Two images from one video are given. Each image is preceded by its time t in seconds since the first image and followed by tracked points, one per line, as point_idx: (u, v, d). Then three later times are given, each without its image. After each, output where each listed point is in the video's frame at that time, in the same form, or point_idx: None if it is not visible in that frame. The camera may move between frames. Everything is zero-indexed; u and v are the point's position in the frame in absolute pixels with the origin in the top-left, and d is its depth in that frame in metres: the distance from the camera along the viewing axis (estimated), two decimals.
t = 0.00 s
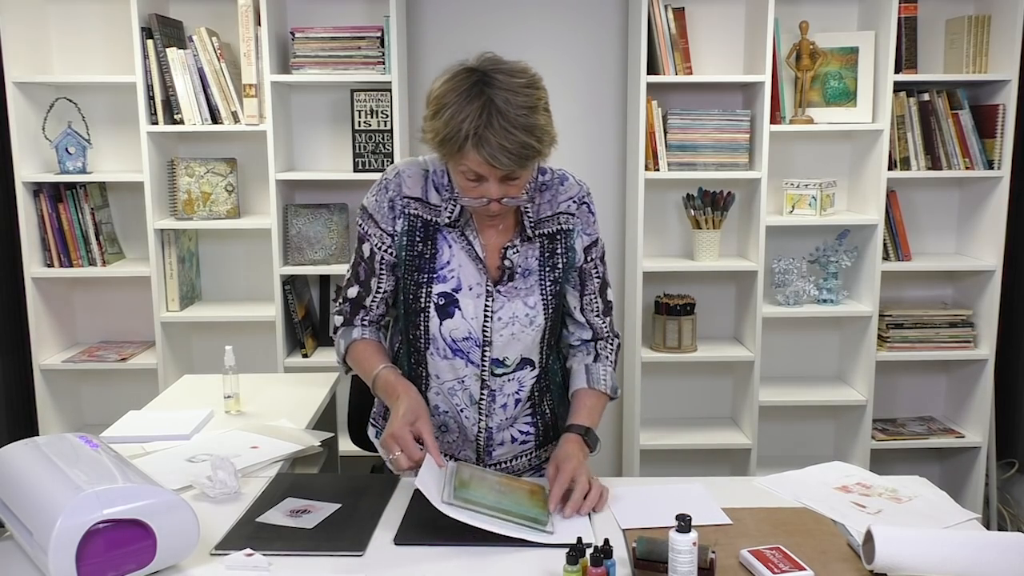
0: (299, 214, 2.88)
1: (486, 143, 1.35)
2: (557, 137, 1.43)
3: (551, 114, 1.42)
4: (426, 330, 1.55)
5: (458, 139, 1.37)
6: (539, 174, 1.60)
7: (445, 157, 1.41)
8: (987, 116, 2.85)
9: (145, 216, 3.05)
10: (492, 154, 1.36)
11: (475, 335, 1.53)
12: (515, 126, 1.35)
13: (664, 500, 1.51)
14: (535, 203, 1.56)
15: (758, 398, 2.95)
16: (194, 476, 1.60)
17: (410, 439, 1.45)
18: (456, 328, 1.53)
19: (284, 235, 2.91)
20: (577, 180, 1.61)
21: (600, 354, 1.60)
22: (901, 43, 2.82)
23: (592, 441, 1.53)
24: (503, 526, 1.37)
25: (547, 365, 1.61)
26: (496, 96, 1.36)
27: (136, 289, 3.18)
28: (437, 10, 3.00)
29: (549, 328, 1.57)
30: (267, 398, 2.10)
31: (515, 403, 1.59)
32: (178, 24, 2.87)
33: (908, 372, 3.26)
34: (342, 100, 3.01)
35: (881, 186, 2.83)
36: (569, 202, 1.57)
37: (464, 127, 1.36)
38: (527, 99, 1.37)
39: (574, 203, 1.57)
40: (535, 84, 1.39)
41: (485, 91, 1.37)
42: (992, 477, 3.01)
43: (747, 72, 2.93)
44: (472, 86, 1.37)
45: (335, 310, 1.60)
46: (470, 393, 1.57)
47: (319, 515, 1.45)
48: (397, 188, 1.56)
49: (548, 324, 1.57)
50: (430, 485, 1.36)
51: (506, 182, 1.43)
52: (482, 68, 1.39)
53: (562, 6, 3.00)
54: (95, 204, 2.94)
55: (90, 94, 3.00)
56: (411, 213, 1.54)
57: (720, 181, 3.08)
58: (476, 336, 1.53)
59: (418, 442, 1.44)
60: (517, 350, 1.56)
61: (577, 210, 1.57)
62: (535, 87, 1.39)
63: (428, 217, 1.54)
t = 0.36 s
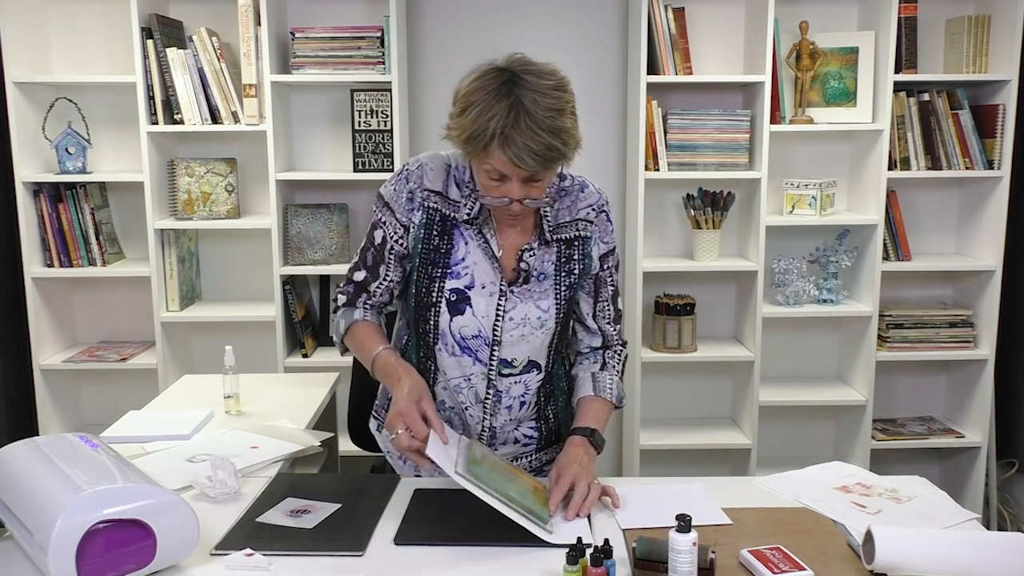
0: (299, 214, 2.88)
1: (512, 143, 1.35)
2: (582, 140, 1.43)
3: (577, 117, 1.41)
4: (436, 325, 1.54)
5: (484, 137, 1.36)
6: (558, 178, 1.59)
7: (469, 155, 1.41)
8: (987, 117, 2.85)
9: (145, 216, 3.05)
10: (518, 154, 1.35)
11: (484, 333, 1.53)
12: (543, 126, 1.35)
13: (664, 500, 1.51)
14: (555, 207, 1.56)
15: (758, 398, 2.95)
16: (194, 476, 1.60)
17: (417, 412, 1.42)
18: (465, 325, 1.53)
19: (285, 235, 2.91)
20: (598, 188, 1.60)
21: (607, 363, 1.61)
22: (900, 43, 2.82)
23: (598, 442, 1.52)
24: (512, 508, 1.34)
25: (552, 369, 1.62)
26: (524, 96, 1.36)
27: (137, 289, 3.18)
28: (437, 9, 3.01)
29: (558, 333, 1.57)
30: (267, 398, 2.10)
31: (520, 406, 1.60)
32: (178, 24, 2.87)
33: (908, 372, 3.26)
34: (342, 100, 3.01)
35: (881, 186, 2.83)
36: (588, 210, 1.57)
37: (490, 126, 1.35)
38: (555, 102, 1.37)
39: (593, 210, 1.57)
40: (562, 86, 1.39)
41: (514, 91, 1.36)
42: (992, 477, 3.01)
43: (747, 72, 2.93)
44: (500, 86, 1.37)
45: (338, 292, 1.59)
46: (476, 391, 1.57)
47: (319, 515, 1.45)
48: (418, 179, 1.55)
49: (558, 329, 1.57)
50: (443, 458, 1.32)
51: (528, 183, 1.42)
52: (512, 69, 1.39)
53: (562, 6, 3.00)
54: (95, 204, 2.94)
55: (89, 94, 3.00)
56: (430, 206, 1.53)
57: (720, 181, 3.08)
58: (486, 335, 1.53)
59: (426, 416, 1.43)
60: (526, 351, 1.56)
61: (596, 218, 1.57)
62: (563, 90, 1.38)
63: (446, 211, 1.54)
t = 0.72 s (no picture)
0: (299, 214, 2.88)
1: (540, 139, 1.35)
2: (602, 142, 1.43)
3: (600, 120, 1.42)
4: (443, 327, 1.53)
5: (511, 130, 1.35)
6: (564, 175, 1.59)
7: (492, 147, 1.40)
8: (987, 116, 2.85)
9: (145, 216, 3.05)
10: (544, 151, 1.35)
11: (492, 334, 1.53)
12: (571, 126, 1.35)
13: (664, 500, 1.51)
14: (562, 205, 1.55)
15: (757, 398, 2.95)
16: (194, 476, 1.60)
17: (400, 453, 1.43)
18: (473, 326, 1.52)
19: (285, 235, 2.91)
20: (603, 185, 1.60)
21: (593, 349, 1.63)
22: (900, 43, 2.82)
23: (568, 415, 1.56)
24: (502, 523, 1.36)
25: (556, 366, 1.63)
26: (556, 95, 1.36)
27: (137, 290, 3.18)
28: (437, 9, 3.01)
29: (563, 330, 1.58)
30: (267, 398, 2.10)
31: (525, 403, 1.61)
32: (178, 24, 2.87)
33: (908, 372, 3.26)
34: (342, 100, 3.01)
35: (881, 186, 2.83)
36: (594, 207, 1.56)
37: (519, 120, 1.34)
38: (583, 103, 1.37)
39: (599, 208, 1.56)
40: (592, 89, 1.39)
41: (546, 88, 1.36)
42: (992, 477, 3.01)
43: (747, 72, 2.93)
44: (533, 81, 1.37)
45: (342, 297, 1.56)
46: (482, 392, 1.57)
47: (319, 515, 1.45)
48: (424, 181, 1.52)
49: (562, 326, 1.58)
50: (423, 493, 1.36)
51: (546, 182, 1.43)
52: (543, 66, 1.39)
53: (562, 6, 3.00)
54: (95, 204, 2.94)
55: (89, 94, 3.00)
56: (437, 208, 1.51)
57: (721, 181, 3.08)
58: (493, 336, 1.53)
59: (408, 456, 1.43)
60: (532, 349, 1.56)
61: (602, 215, 1.57)
62: (592, 94, 1.39)
63: (453, 213, 1.51)
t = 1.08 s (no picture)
0: (299, 214, 2.88)
1: (523, 138, 1.35)
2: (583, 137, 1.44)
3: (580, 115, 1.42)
4: (430, 333, 1.53)
5: (494, 131, 1.35)
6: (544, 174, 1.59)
7: (474, 151, 1.39)
8: (987, 117, 2.85)
9: (145, 216, 3.05)
10: (528, 150, 1.36)
11: (479, 337, 1.53)
12: (553, 123, 1.36)
13: (665, 500, 1.51)
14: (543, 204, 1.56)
15: (757, 399, 2.95)
16: (194, 476, 1.60)
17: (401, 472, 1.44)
18: (460, 330, 1.52)
19: (284, 235, 2.91)
20: (583, 182, 1.61)
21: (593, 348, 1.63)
22: (900, 43, 2.82)
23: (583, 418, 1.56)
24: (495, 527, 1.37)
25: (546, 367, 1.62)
26: (536, 94, 1.36)
27: (137, 290, 3.18)
28: (437, 9, 3.01)
29: (550, 330, 1.58)
30: (267, 398, 2.10)
31: (516, 405, 1.60)
32: (178, 24, 2.87)
33: (908, 372, 3.26)
34: (342, 100, 3.01)
35: (881, 186, 2.83)
36: (576, 205, 1.57)
37: (501, 121, 1.34)
38: (563, 99, 1.37)
39: (581, 205, 1.57)
40: (568, 85, 1.40)
41: (523, 87, 1.36)
42: (993, 477, 3.01)
43: (747, 72, 2.93)
44: (510, 81, 1.36)
45: (332, 313, 1.55)
46: (472, 396, 1.57)
47: (319, 515, 1.45)
48: (403, 190, 1.53)
49: (549, 325, 1.58)
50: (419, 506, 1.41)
51: (530, 180, 1.43)
52: (518, 65, 1.38)
53: (562, 6, 3.00)
54: (94, 204, 2.94)
55: (89, 94, 3.00)
56: (418, 215, 1.51)
57: (721, 181, 3.08)
58: (481, 339, 1.53)
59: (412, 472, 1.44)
60: (520, 350, 1.56)
61: (584, 212, 1.58)
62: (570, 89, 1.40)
63: (435, 219, 1.52)
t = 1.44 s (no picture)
0: (299, 214, 2.88)
1: (503, 132, 1.35)
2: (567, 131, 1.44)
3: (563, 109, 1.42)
4: (422, 338, 1.53)
5: (473, 126, 1.35)
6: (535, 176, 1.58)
7: (455, 148, 1.39)
8: (987, 117, 2.85)
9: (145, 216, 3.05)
10: (509, 143, 1.35)
11: (471, 341, 1.52)
12: (532, 115, 1.35)
13: (665, 500, 1.51)
14: (535, 207, 1.56)
15: (758, 398, 2.95)
16: (194, 476, 1.60)
17: (401, 474, 1.44)
18: (452, 335, 1.52)
19: (284, 235, 2.91)
20: (575, 184, 1.60)
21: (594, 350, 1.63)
22: (901, 43, 2.82)
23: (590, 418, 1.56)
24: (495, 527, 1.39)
25: (542, 369, 1.62)
26: (515, 87, 1.36)
27: (137, 290, 3.18)
28: (437, 9, 3.01)
29: (544, 332, 1.58)
30: (266, 398, 2.10)
31: (512, 408, 1.60)
32: (178, 24, 2.87)
33: (907, 372, 3.26)
34: (342, 100, 3.01)
35: (881, 186, 2.84)
36: (569, 207, 1.57)
37: (480, 116, 1.34)
38: (542, 92, 1.37)
39: (574, 207, 1.57)
40: (549, 80, 1.39)
41: (501, 81, 1.36)
42: (993, 477, 3.01)
43: (747, 72, 2.94)
44: (488, 76, 1.37)
45: (329, 322, 1.58)
46: (467, 400, 1.57)
47: (319, 515, 1.45)
48: (390, 196, 1.53)
49: (543, 328, 1.57)
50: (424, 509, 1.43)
51: (515, 176, 1.42)
52: (497, 62, 1.39)
53: (562, 6, 3.00)
54: (95, 204, 2.94)
55: (89, 94, 3.00)
56: (406, 221, 1.52)
57: (720, 181, 3.08)
58: (473, 342, 1.53)
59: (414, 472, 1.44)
60: (514, 353, 1.56)
61: (577, 215, 1.57)
62: (550, 82, 1.39)
63: (423, 224, 1.52)
